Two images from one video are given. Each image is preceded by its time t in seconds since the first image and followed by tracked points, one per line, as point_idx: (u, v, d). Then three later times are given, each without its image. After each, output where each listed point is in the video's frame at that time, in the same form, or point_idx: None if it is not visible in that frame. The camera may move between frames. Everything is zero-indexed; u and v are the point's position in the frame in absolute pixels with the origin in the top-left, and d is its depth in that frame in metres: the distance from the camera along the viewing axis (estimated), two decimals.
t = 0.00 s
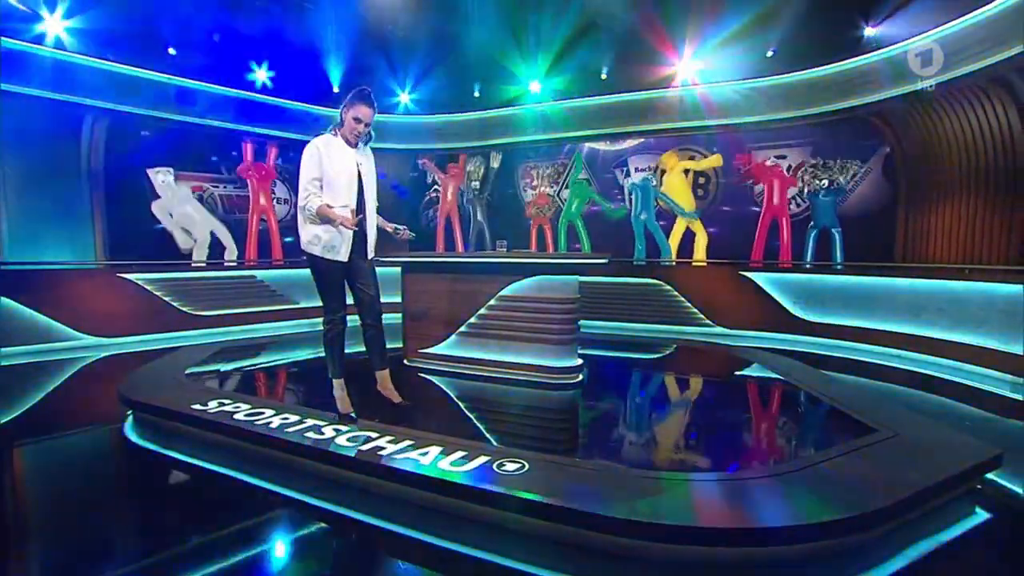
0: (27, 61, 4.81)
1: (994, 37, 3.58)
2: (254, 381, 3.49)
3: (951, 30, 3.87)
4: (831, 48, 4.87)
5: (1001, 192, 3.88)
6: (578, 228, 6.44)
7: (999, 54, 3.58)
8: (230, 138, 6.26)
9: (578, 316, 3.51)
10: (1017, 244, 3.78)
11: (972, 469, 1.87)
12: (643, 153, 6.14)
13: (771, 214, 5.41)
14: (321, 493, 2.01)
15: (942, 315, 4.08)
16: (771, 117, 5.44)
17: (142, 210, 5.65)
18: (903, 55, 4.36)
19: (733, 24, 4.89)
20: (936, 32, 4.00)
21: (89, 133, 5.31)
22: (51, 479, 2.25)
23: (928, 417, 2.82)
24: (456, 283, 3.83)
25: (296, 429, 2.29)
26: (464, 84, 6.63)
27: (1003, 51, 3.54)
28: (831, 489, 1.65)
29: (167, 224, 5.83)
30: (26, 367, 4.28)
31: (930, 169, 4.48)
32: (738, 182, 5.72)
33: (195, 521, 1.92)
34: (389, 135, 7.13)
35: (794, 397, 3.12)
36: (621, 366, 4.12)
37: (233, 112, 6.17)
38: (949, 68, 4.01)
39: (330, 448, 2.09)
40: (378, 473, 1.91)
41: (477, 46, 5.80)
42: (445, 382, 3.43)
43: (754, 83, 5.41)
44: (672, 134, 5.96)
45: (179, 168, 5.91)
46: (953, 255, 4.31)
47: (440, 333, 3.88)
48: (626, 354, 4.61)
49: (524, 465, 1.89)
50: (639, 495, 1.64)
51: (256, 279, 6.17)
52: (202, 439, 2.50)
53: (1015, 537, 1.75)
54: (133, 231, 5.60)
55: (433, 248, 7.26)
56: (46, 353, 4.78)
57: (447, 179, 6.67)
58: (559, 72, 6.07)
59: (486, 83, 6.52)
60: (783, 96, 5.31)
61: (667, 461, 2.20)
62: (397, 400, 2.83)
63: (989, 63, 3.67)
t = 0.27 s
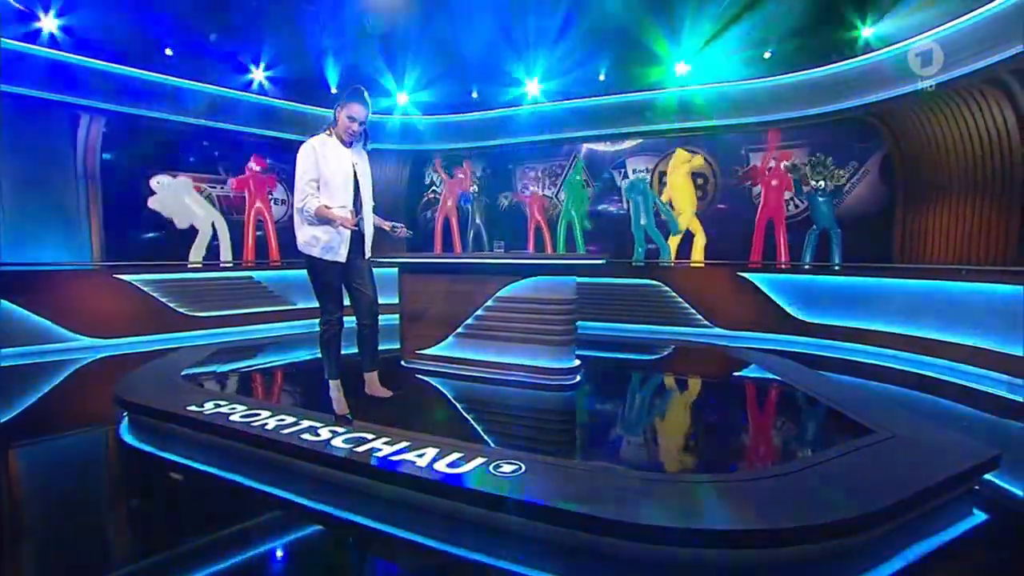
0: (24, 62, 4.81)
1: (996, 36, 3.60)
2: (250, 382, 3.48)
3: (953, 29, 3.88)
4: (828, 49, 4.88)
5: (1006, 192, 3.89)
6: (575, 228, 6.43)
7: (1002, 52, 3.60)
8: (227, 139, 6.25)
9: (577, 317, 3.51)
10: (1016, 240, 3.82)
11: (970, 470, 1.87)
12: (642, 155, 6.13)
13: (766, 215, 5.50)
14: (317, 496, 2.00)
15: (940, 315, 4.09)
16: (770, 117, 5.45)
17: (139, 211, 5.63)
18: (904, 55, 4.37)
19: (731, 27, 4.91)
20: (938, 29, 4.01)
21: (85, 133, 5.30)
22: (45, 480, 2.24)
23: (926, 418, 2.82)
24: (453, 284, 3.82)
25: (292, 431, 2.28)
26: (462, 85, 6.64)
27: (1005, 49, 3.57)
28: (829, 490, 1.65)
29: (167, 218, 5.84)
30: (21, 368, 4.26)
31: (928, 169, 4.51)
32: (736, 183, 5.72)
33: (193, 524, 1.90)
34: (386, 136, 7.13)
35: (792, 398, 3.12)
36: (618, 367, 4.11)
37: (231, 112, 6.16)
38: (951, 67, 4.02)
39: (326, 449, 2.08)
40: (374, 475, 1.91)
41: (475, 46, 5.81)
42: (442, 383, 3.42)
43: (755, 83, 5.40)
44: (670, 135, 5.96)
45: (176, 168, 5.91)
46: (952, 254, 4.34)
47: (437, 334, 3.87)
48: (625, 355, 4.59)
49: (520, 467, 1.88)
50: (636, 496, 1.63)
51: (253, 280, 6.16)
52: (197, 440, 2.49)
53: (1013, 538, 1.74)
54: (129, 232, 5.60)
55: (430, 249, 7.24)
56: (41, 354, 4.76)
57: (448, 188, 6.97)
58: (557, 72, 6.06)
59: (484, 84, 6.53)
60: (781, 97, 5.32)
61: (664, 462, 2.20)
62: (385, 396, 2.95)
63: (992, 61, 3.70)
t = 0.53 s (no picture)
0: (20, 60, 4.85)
1: (993, 36, 3.65)
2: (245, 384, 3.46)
3: (954, 28, 3.94)
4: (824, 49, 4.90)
5: (1006, 191, 3.89)
6: (572, 229, 6.41)
7: (999, 53, 3.64)
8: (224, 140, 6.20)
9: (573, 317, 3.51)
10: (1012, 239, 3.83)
11: (969, 471, 1.87)
12: (639, 155, 6.10)
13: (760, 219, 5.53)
14: (312, 498, 1.99)
15: (936, 316, 4.11)
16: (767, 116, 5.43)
17: (134, 211, 5.60)
18: (904, 55, 4.39)
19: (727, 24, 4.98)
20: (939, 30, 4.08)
21: (80, 133, 5.27)
22: (37, 482, 2.22)
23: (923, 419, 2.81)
24: (449, 285, 3.81)
25: (287, 433, 2.27)
26: (458, 85, 6.62)
27: (1002, 50, 3.61)
28: (826, 492, 1.64)
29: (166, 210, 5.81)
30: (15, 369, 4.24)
31: (926, 170, 4.52)
32: (734, 184, 5.68)
33: (186, 527, 1.87)
34: (383, 137, 7.10)
35: (789, 400, 3.11)
36: (615, 369, 4.10)
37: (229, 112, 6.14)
38: (949, 68, 4.05)
39: (321, 451, 2.07)
40: (370, 477, 1.90)
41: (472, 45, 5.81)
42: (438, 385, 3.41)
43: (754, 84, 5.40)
44: (667, 135, 5.93)
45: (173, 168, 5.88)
46: (947, 255, 4.39)
47: (434, 336, 3.86)
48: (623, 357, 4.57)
49: (516, 469, 1.88)
50: (633, 499, 1.63)
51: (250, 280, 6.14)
52: (191, 443, 2.47)
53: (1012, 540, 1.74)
54: (125, 233, 5.54)
55: (425, 249, 7.17)
56: (35, 355, 4.73)
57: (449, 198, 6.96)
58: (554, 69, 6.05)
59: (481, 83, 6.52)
60: (779, 96, 5.32)
61: (661, 463, 2.19)
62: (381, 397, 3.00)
63: (989, 63, 3.73)
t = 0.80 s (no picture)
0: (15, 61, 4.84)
1: (991, 36, 3.65)
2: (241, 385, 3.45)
3: (952, 29, 3.94)
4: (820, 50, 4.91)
5: (1003, 189, 3.90)
6: (570, 230, 6.40)
7: (997, 53, 3.64)
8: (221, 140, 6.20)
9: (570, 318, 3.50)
10: (1008, 237, 3.82)
11: (966, 472, 1.86)
12: (637, 155, 6.10)
13: (760, 219, 5.50)
14: (306, 501, 1.98)
15: (933, 317, 4.12)
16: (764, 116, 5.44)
17: (131, 211, 5.59)
18: (903, 56, 4.38)
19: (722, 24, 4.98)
20: (938, 30, 4.07)
21: (75, 133, 5.25)
22: (30, 484, 2.21)
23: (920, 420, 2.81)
24: (447, 285, 3.81)
25: (282, 435, 2.26)
26: (456, 85, 6.61)
27: (1000, 50, 3.61)
28: (823, 493, 1.64)
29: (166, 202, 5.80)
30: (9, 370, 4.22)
31: (923, 170, 4.52)
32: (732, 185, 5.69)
33: (178, 529, 1.86)
34: (380, 137, 7.09)
35: (787, 401, 3.11)
36: (613, 369, 4.10)
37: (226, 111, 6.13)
38: (949, 67, 4.05)
39: (316, 453, 2.06)
40: (365, 480, 1.88)
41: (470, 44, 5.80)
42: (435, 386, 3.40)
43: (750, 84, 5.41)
44: (665, 135, 5.93)
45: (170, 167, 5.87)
46: (945, 255, 4.37)
47: (431, 336, 3.85)
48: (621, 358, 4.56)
49: (512, 471, 1.87)
50: (630, 500, 1.62)
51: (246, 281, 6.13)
52: (185, 444, 2.45)
53: (1009, 541, 1.74)
54: (121, 233, 5.52)
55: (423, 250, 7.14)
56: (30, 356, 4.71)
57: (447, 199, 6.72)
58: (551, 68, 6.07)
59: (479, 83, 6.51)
60: (776, 96, 5.33)
61: (659, 465, 2.18)
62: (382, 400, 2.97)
63: (988, 63, 3.72)
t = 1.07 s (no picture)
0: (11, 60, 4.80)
1: (992, 34, 3.63)
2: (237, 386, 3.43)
3: (953, 27, 3.92)
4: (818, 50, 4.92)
5: (998, 190, 3.92)
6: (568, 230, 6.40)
7: (998, 52, 3.62)
8: (218, 141, 6.20)
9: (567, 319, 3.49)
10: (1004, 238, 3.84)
11: (963, 473, 1.86)
12: (633, 156, 6.11)
13: (755, 219, 5.53)
14: (301, 503, 1.97)
15: (930, 317, 4.13)
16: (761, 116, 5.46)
17: (127, 211, 5.58)
18: (903, 55, 4.37)
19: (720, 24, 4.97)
20: (939, 29, 4.04)
21: (70, 132, 5.23)
22: (22, 486, 2.19)
23: (917, 420, 2.81)
24: (443, 285, 3.80)
25: (277, 436, 2.25)
26: (453, 85, 6.61)
27: (1002, 49, 3.59)
28: (821, 494, 1.63)
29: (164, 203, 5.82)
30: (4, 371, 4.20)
31: (918, 171, 4.54)
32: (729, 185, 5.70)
33: (173, 530, 1.85)
34: (378, 138, 7.09)
35: (784, 401, 3.11)
36: (610, 370, 4.10)
37: (222, 112, 6.13)
38: (948, 67, 4.03)
39: (311, 455, 2.05)
40: (360, 482, 1.87)
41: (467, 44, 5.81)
42: (432, 386, 3.40)
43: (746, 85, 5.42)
44: (662, 135, 5.94)
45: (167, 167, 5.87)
46: (941, 256, 4.38)
47: (427, 337, 3.85)
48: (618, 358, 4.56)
49: (507, 473, 1.86)
50: (627, 502, 1.61)
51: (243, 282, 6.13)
52: (179, 446, 2.44)
53: (1006, 541, 1.74)
54: (117, 233, 5.53)
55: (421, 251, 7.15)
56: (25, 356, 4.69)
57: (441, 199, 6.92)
58: (549, 70, 6.08)
59: (476, 83, 6.51)
60: (773, 96, 5.34)
61: (655, 466, 2.17)
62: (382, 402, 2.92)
63: (989, 62, 3.70)
